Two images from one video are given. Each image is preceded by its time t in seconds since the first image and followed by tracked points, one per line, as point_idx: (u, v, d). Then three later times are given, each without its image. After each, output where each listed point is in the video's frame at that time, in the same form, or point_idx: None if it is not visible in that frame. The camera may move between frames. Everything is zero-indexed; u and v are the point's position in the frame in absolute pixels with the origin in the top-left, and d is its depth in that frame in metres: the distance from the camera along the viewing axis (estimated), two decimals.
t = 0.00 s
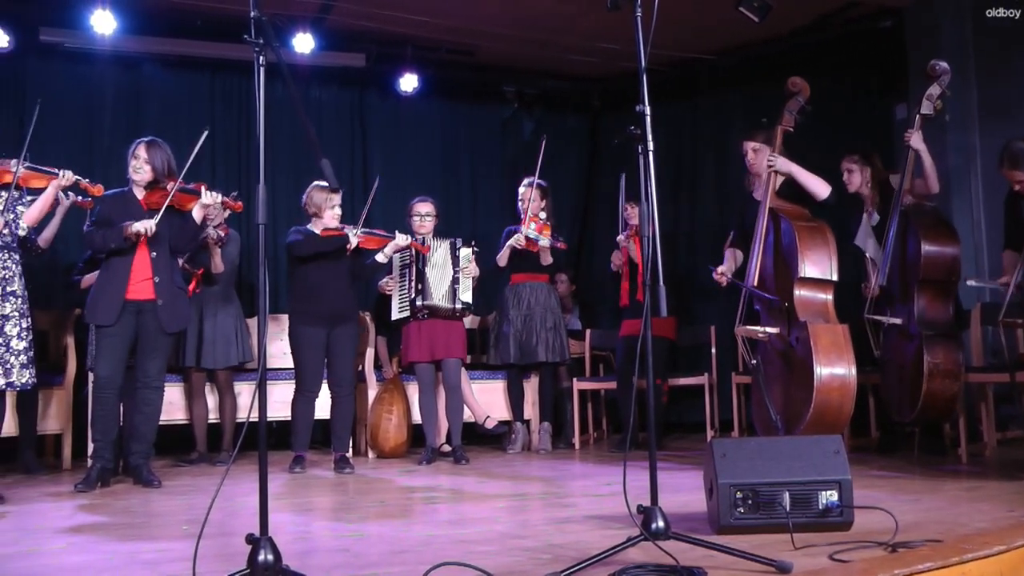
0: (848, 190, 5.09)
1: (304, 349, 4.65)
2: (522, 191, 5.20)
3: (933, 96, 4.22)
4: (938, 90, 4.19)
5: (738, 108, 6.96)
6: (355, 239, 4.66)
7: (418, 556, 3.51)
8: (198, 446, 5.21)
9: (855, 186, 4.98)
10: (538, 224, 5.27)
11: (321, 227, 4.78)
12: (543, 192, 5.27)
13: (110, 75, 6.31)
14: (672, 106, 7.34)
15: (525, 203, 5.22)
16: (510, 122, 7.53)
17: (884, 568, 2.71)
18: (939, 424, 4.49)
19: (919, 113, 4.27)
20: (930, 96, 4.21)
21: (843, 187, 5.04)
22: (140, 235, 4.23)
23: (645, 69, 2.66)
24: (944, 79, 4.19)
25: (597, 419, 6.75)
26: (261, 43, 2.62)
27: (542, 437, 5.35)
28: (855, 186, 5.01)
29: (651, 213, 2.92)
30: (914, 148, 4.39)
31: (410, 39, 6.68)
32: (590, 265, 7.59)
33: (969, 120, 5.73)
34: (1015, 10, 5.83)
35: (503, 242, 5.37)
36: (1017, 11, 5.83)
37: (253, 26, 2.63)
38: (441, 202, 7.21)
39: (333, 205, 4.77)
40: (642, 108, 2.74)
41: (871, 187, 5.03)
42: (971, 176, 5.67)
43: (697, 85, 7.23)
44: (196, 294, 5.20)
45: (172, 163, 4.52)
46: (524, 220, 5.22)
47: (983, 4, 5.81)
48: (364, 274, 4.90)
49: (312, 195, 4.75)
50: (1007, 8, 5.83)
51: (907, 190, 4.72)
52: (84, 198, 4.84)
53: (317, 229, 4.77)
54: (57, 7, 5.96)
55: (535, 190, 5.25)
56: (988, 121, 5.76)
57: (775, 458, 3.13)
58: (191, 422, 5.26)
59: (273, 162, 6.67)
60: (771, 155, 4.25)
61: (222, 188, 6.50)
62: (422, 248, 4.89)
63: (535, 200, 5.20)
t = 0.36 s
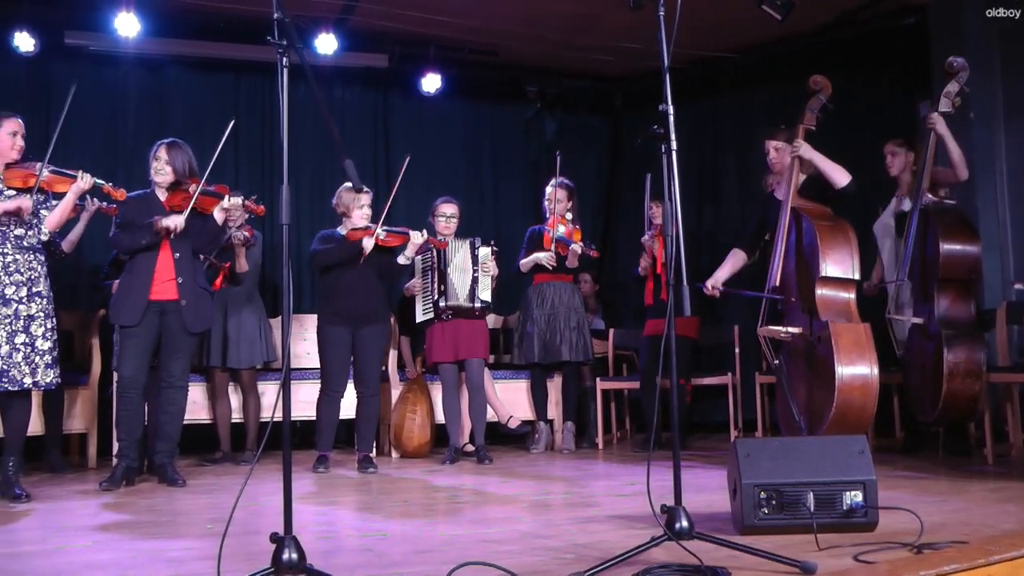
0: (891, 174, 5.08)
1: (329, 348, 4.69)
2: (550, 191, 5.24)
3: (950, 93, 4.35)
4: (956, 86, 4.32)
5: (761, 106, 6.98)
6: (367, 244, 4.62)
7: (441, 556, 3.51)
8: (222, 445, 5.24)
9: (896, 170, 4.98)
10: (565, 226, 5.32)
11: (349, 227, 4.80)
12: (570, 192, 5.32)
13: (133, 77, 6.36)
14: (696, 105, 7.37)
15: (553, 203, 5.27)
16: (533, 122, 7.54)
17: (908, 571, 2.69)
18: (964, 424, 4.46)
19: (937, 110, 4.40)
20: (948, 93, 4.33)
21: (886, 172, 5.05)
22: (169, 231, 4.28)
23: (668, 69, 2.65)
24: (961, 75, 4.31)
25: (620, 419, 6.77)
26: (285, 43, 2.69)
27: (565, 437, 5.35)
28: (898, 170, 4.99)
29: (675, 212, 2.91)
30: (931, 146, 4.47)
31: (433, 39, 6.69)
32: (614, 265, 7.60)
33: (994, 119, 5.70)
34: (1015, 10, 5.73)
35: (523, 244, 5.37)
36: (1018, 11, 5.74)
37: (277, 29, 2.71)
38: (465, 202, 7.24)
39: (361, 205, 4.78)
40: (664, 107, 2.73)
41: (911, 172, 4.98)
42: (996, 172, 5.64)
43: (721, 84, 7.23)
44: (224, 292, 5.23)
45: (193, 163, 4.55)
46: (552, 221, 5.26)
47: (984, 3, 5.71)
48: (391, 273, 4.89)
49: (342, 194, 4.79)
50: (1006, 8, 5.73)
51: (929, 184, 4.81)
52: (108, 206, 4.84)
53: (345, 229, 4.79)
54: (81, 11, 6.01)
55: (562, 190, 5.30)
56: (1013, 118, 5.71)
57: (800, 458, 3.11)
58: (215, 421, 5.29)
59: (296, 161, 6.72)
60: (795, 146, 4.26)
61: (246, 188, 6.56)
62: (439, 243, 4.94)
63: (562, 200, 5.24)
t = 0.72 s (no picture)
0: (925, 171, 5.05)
1: (354, 347, 4.71)
2: (566, 190, 5.26)
3: (968, 91, 4.37)
4: (973, 83, 4.33)
5: (785, 104, 6.96)
6: (378, 274, 4.56)
7: (465, 556, 3.51)
8: (246, 444, 5.27)
9: (929, 166, 4.96)
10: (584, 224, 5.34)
11: (382, 227, 4.85)
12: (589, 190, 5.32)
13: (156, 79, 6.40)
14: (719, 103, 7.37)
15: (571, 202, 5.29)
16: (555, 122, 7.53)
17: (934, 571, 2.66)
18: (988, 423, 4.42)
19: (956, 109, 4.42)
20: (966, 90, 4.36)
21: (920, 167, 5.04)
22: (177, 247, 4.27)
23: (691, 68, 2.66)
24: (979, 72, 4.35)
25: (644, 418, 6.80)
26: (309, 44, 2.66)
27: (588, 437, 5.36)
28: (933, 166, 4.98)
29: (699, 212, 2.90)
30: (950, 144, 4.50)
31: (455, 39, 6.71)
32: (638, 264, 7.61)
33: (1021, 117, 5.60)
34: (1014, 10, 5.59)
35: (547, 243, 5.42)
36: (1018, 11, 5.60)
37: (300, 29, 2.69)
38: (488, 202, 7.26)
39: (394, 205, 4.80)
40: (688, 107, 2.73)
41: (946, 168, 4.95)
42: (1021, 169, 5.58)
43: (747, 83, 7.20)
44: (245, 293, 5.25)
45: (212, 161, 4.55)
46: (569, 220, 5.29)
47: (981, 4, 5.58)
48: (422, 275, 4.90)
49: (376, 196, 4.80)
50: (1006, 8, 5.59)
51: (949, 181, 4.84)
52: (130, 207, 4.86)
53: (377, 229, 4.85)
54: (104, 14, 6.07)
55: (580, 189, 5.30)
56: None
57: (824, 458, 3.09)
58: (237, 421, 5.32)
59: (319, 161, 6.75)
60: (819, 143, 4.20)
61: (269, 189, 6.59)
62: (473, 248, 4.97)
63: (580, 199, 5.26)
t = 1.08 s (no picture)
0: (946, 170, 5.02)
1: (373, 346, 4.74)
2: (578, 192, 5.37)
3: (989, 90, 4.37)
4: (994, 83, 4.33)
5: (804, 103, 6.93)
6: (412, 267, 4.62)
7: (484, 556, 3.51)
8: (264, 444, 5.29)
9: (950, 166, 4.92)
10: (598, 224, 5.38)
11: (400, 225, 4.84)
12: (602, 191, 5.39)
13: (175, 81, 6.44)
14: (738, 102, 7.37)
15: (585, 203, 5.38)
16: (574, 122, 7.55)
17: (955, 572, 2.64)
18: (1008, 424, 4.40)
19: (976, 107, 4.43)
20: (986, 90, 4.36)
21: (942, 165, 5.00)
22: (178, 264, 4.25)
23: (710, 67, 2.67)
24: (1000, 71, 4.33)
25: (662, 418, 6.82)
26: (327, 45, 2.69)
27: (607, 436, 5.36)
28: (954, 165, 4.95)
29: (719, 211, 2.89)
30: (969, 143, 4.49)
31: (472, 39, 6.73)
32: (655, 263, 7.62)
33: None
34: (1015, 10, 5.43)
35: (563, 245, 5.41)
36: (1018, 11, 5.42)
37: (319, 29, 2.71)
38: (506, 202, 7.27)
39: (411, 203, 4.80)
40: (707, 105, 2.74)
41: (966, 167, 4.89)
42: None
43: (767, 80, 7.16)
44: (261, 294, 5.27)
45: (227, 161, 4.55)
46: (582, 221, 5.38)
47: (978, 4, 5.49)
48: (442, 276, 4.86)
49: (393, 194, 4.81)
50: (1007, 8, 5.45)
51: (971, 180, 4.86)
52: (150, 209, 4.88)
53: (396, 227, 4.85)
54: (124, 16, 6.12)
55: (593, 191, 5.40)
56: None
57: (843, 458, 3.08)
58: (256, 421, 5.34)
59: (337, 163, 6.78)
60: (834, 138, 4.20)
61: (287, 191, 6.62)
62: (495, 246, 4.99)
63: (592, 199, 5.34)
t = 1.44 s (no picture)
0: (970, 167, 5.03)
1: (389, 348, 4.77)
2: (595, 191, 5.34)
3: (1010, 87, 4.33)
4: (1015, 81, 4.28)
5: (821, 102, 6.99)
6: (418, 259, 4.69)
7: (503, 556, 3.50)
8: (284, 444, 5.32)
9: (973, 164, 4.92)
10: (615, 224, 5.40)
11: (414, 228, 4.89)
12: (617, 190, 5.38)
13: (195, 82, 6.49)
14: (756, 100, 7.35)
15: (601, 203, 5.35)
16: (593, 122, 7.54)
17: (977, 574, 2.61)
18: None
19: (998, 105, 4.39)
20: (1008, 87, 4.31)
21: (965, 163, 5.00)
22: (219, 238, 4.30)
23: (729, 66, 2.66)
24: (1022, 69, 4.27)
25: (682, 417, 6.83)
26: (345, 45, 2.70)
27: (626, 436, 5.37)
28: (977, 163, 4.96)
29: (738, 211, 2.86)
30: (991, 140, 4.45)
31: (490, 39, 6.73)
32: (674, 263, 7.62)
33: None
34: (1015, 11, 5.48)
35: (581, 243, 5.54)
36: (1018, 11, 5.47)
37: (336, 29, 2.72)
38: (525, 203, 7.28)
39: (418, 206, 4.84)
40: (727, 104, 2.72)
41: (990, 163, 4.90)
42: None
43: (783, 78, 7.16)
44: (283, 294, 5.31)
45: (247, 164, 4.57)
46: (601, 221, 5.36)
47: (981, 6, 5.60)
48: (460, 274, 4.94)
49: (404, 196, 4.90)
50: (1007, 8, 5.50)
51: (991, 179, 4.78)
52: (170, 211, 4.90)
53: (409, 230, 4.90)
54: (144, 17, 6.16)
55: (610, 189, 5.37)
56: None
57: (864, 458, 3.05)
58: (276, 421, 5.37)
59: (356, 164, 6.81)
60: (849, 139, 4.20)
61: (307, 193, 6.64)
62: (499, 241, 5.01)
63: (609, 199, 5.32)
